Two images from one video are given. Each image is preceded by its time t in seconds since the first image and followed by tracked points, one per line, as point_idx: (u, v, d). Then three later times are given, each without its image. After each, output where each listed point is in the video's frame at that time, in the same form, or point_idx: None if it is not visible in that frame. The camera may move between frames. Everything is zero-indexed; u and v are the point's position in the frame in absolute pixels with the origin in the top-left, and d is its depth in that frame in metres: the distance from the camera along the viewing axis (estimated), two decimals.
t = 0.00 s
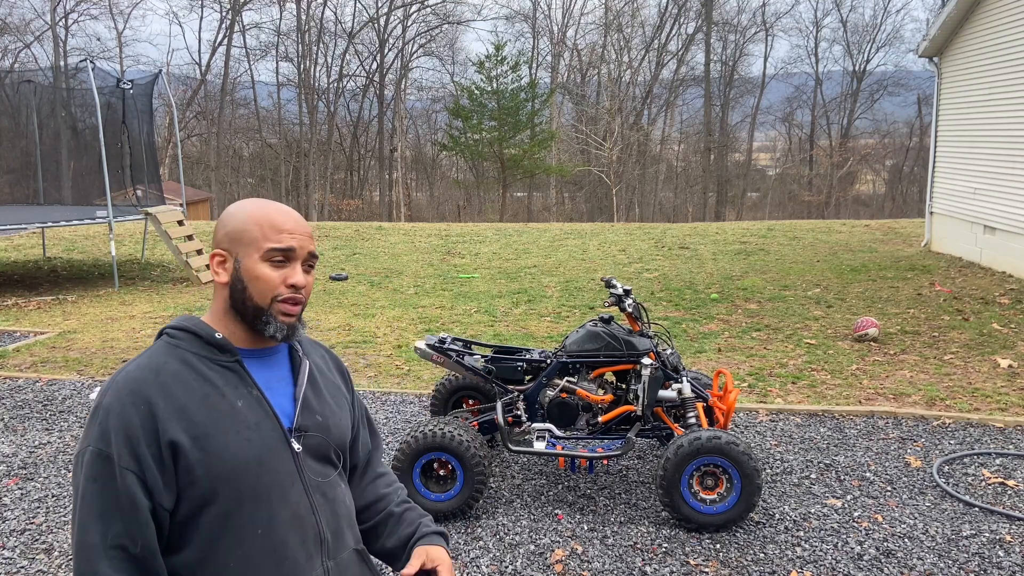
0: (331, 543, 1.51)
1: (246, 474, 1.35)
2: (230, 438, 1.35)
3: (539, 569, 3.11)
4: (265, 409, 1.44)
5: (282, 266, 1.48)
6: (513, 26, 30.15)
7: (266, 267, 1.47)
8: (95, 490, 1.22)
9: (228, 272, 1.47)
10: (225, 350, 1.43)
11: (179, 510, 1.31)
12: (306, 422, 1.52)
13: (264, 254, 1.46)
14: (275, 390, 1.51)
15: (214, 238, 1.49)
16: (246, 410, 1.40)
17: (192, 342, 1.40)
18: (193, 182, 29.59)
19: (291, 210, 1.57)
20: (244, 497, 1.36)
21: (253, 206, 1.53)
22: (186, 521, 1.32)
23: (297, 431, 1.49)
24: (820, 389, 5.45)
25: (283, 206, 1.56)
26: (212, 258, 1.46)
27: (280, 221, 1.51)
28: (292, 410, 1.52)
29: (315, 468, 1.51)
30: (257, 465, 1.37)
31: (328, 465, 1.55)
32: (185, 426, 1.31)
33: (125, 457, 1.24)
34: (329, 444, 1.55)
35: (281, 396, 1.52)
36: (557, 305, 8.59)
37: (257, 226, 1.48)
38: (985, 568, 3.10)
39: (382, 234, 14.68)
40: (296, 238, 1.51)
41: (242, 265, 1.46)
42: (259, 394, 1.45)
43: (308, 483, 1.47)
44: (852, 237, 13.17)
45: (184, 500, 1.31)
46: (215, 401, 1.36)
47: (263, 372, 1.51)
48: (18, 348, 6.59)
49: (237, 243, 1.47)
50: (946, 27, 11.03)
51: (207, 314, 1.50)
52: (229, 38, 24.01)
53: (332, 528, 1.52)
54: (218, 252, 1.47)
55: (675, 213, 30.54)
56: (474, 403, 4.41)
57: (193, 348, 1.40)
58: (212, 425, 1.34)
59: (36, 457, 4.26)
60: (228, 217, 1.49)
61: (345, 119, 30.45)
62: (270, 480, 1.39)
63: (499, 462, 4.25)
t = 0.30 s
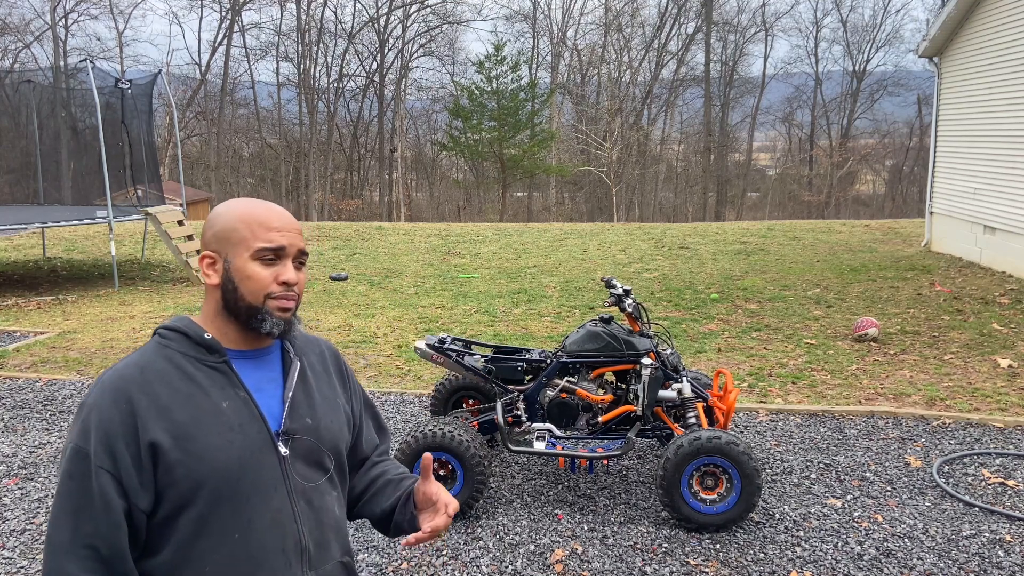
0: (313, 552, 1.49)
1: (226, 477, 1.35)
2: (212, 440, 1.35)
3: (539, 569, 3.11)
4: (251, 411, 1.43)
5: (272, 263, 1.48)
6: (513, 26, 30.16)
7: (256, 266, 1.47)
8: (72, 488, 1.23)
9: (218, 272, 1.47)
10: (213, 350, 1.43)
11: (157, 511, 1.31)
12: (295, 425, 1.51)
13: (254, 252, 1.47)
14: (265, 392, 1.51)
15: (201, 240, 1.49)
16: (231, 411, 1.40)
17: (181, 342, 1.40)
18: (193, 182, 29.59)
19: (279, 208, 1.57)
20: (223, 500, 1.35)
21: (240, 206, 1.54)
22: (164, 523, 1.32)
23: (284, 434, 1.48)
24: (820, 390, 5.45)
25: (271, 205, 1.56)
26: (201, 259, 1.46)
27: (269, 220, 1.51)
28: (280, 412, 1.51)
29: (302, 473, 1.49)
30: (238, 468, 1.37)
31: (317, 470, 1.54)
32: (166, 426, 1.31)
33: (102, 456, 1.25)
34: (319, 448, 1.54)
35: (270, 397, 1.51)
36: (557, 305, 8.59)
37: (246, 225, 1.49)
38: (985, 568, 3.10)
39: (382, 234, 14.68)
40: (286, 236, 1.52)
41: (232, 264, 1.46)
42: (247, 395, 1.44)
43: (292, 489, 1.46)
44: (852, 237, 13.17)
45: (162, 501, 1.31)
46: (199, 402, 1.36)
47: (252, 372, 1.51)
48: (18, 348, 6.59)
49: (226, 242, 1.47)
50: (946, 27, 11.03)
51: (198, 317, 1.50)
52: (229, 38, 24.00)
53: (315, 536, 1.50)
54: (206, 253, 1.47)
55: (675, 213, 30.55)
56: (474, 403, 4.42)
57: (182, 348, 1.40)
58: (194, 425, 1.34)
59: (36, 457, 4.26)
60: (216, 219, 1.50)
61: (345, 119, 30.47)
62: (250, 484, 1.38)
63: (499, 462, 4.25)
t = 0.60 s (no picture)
0: (310, 546, 1.49)
1: (220, 473, 1.35)
2: (205, 436, 1.34)
3: (539, 569, 3.11)
4: (246, 406, 1.43)
5: (264, 257, 1.48)
6: (513, 26, 30.17)
7: (248, 261, 1.47)
8: (60, 484, 1.24)
9: (209, 268, 1.47)
10: (207, 346, 1.43)
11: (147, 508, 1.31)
12: (292, 420, 1.50)
13: (245, 248, 1.46)
14: (259, 386, 1.51)
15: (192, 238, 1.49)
16: (224, 407, 1.40)
17: (176, 340, 1.41)
18: (194, 182, 29.59)
19: (269, 202, 1.56)
20: (216, 495, 1.35)
21: (229, 201, 1.53)
22: (156, 519, 1.32)
23: (280, 429, 1.48)
24: (820, 389, 5.45)
25: (260, 198, 1.56)
26: (192, 257, 1.46)
27: (259, 214, 1.51)
28: (275, 407, 1.51)
29: (298, 467, 1.49)
30: (232, 462, 1.37)
31: (315, 463, 1.53)
32: (158, 424, 1.31)
33: (89, 452, 1.25)
34: (317, 441, 1.54)
35: (264, 392, 1.52)
36: (557, 305, 8.59)
37: (234, 219, 1.48)
38: (985, 568, 3.10)
39: (382, 234, 14.68)
40: (276, 230, 1.52)
41: (223, 261, 1.46)
42: (240, 390, 1.44)
43: (288, 484, 1.46)
44: (852, 237, 13.17)
45: (153, 498, 1.31)
46: (192, 397, 1.36)
47: (247, 368, 1.51)
48: (18, 348, 6.59)
49: (216, 239, 1.47)
50: (946, 27, 11.02)
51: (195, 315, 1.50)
52: (229, 38, 23.99)
53: (312, 530, 1.50)
54: (197, 252, 1.47)
55: (675, 213, 30.55)
56: (474, 403, 4.41)
57: (176, 345, 1.40)
58: (185, 422, 1.34)
59: (36, 457, 4.26)
60: (205, 215, 1.50)
61: (345, 119, 30.46)
62: (245, 481, 1.38)
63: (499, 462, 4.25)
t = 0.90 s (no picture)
0: (319, 538, 1.49)
1: (230, 470, 1.36)
2: (215, 434, 1.35)
3: (539, 569, 3.11)
4: (254, 403, 1.43)
5: (269, 261, 1.47)
6: (514, 26, 30.17)
7: (252, 264, 1.46)
8: (80, 482, 1.25)
9: (215, 267, 1.47)
10: (215, 345, 1.43)
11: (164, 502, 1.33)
12: (300, 415, 1.50)
13: (250, 252, 1.46)
14: (267, 383, 1.51)
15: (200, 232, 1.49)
16: (233, 406, 1.40)
17: (183, 339, 1.41)
18: (194, 182, 29.60)
19: (278, 206, 1.56)
20: (228, 489, 1.37)
21: (238, 199, 1.52)
22: (173, 514, 1.35)
23: (289, 425, 1.48)
24: (820, 390, 5.45)
25: (270, 201, 1.55)
26: (198, 256, 1.46)
27: (266, 217, 1.50)
28: (284, 403, 1.51)
29: (308, 462, 1.49)
30: (242, 458, 1.37)
31: (324, 458, 1.52)
32: (169, 422, 1.32)
33: (106, 449, 1.27)
34: (325, 436, 1.53)
35: (273, 389, 1.51)
36: (557, 305, 8.59)
37: (241, 221, 1.47)
38: (985, 568, 3.10)
39: (382, 234, 14.68)
40: (282, 235, 1.50)
41: (228, 261, 1.46)
42: (249, 387, 1.44)
43: (297, 479, 1.46)
44: (852, 237, 13.17)
45: (168, 493, 1.33)
46: (201, 396, 1.36)
47: (255, 366, 1.51)
48: (18, 348, 6.59)
49: (223, 240, 1.46)
50: (946, 27, 11.02)
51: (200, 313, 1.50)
52: (229, 38, 23.98)
53: (322, 523, 1.50)
54: (204, 250, 1.47)
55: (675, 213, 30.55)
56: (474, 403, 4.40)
57: (185, 344, 1.41)
58: (196, 420, 1.34)
59: (36, 457, 4.26)
60: (213, 214, 1.50)
61: (345, 119, 30.46)
62: (255, 477, 1.39)
63: (499, 462, 4.25)
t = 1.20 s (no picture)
0: (333, 536, 1.50)
1: (254, 465, 1.36)
2: (240, 431, 1.35)
3: (539, 569, 3.11)
4: (275, 401, 1.43)
5: (282, 255, 1.47)
6: (514, 26, 30.20)
7: (266, 260, 1.46)
8: (106, 476, 1.22)
9: (231, 268, 1.47)
10: (237, 344, 1.43)
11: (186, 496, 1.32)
12: (317, 415, 1.51)
13: (263, 247, 1.45)
14: (285, 383, 1.51)
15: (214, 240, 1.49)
16: (256, 403, 1.40)
17: (205, 336, 1.41)
18: (194, 182, 29.62)
19: (286, 201, 1.56)
20: (250, 487, 1.37)
21: (247, 202, 1.52)
22: (192, 509, 1.34)
23: (307, 424, 1.48)
24: (820, 389, 5.45)
25: (279, 197, 1.55)
26: (214, 257, 1.46)
27: (276, 213, 1.50)
28: (302, 403, 1.51)
29: (324, 460, 1.50)
30: (265, 455, 1.38)
31: (337, 458, 1.54)
32: (195, 418, 1.31)
33: (136, 443, 1.24)
34: (339, 436, 1.54)
35: (291, 388, 1.51)
36: (557, 305, 8.59)
37: (251, 219, 1.47)
38: (985, 568, 3.10)
39: (382, 234, 14.68)
40: (292, 228, 1.50)
41: (243, 260, 1.45)
42: (270, 386, 1.45)
43: (314, 478, 1.47)
44: (852, 237, 13.16)
45: (190, 488, 1.32)
46: (225, 393, 1.36)
47: (273, 364, 1.51)
48: (18, 348, 6.59)
49: (236, 239, 1.46)
50: (946, 27, 11.02)
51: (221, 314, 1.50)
52: (229, 38, 23.99)
53: (335, 522, 1.51)
54: (219, 251, 1.47)
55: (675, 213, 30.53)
56: (474, 403, 4.41)
57: (206, 342, 1.40)
58: (221, 417, 1.34)
59: (36, 457, 4.26)
60: (225, 216, 1.50)
61: (345, 119, 30.47)
62: (276, 474, 1.39)
63: (499, 462, 4.25)
